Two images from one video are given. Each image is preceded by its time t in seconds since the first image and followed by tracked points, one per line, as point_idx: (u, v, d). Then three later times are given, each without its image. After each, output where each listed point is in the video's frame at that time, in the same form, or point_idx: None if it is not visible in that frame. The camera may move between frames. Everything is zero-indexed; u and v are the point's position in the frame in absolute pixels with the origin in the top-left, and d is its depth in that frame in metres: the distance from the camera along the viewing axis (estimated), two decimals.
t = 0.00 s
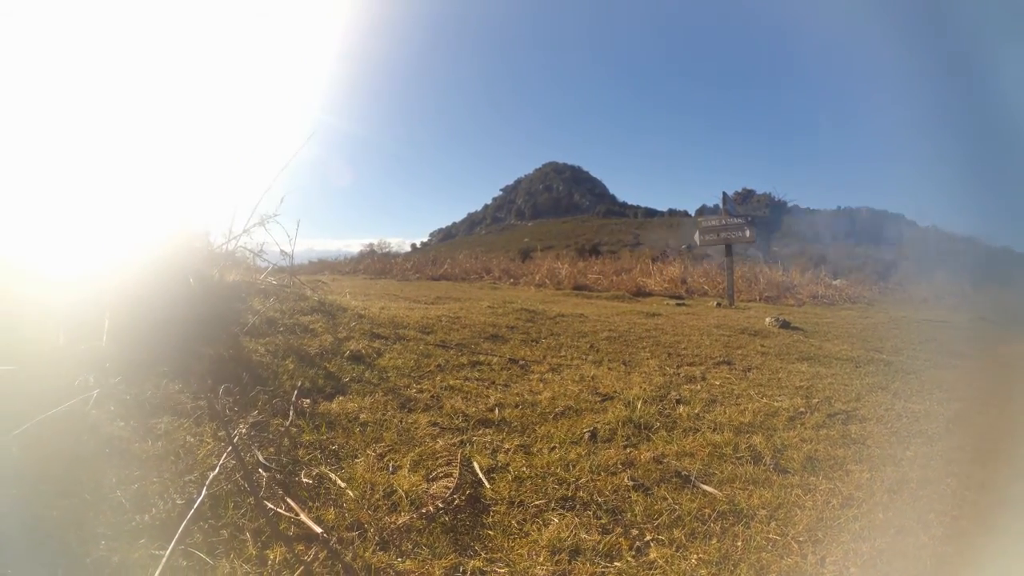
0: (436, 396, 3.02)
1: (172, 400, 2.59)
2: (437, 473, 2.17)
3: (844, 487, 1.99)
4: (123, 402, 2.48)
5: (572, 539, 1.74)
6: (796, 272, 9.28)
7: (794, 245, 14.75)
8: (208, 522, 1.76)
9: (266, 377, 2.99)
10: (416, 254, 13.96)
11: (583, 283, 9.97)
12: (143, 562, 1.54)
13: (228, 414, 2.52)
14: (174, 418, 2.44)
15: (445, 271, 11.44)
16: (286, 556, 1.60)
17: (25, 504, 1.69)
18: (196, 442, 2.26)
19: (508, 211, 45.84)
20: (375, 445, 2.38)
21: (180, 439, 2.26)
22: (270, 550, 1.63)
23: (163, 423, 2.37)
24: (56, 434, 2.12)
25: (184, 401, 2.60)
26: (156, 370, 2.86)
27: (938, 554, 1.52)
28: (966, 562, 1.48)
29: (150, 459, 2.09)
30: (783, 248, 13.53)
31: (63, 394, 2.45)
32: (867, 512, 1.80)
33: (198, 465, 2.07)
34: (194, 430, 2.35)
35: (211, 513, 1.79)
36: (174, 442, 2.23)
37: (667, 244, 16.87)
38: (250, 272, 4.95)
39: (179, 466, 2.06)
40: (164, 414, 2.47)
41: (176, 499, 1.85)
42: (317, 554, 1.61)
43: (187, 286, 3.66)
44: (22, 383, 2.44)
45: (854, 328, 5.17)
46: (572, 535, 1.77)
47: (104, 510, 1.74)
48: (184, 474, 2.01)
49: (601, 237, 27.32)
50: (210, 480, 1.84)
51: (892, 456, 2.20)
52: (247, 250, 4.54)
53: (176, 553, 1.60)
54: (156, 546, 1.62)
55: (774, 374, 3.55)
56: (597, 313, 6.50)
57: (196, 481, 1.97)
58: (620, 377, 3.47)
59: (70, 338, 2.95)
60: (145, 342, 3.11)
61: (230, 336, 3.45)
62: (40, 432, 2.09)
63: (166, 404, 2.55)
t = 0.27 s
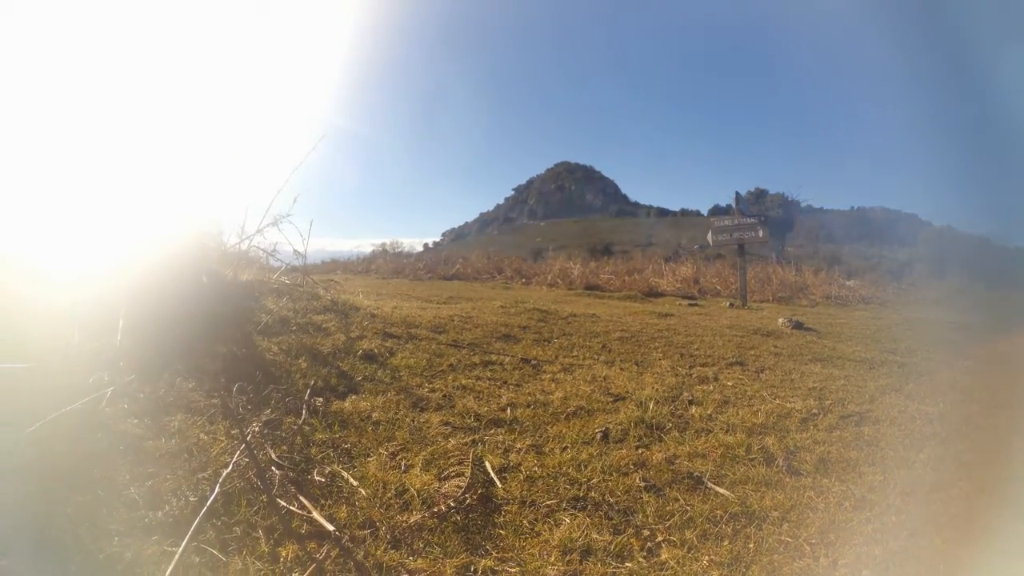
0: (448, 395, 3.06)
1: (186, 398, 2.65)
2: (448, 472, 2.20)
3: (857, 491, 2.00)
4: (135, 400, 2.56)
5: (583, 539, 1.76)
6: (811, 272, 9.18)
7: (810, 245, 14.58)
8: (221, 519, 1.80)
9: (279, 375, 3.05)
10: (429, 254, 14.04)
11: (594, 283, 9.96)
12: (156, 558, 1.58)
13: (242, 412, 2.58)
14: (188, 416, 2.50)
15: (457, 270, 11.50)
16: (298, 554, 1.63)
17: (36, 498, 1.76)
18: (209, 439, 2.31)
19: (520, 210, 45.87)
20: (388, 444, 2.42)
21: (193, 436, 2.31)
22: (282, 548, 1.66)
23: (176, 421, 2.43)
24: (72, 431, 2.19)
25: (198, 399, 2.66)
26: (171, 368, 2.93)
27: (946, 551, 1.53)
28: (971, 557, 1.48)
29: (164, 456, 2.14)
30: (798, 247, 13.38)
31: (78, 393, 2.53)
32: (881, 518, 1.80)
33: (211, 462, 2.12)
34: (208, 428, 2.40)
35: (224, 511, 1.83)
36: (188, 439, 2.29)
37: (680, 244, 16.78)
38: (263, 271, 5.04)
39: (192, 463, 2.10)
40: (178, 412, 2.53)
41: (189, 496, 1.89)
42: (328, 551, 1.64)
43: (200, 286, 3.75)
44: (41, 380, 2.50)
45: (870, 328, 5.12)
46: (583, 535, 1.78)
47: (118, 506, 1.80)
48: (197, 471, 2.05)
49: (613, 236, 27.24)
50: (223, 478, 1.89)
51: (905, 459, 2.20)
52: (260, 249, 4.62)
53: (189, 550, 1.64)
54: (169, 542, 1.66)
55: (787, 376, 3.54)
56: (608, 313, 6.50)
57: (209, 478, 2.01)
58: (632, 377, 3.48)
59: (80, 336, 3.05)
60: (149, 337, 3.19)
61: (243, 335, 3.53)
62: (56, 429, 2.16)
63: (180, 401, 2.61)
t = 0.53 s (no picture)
0: (460, 395, 3.10)
1: (199, 396, 2.71)
2: (460, 472, 2.24)
3: (870, 494, 2.00)
4: (148, 398, 2.62)
5: (594, 540, 1.78)
6: (825, 273, 9.10)
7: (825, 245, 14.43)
8: (233, 517, 1.84)
9: (291, 375, 3.10)
10: (440, 254, 14.13)
11: (605, 283, 9.96)
12: (169, 555, 1.61)
13: (255, 411, 2.63)
14: (201, 414, 2.56)
15: (468, 270, 11.56)
16: (310, 552, 1.67)
17: (54, 500, 1.79)
18: (222, 438, 2.36)
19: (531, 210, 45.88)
20: (401, 443, 2.47)
21: (206, 435, 2.36)
22: (295, 546, 1.70)
23: (189, 419, 2.49)
24: (84, 429, 2.24)
25: (211, 397, 2.72)
26: (183, 367, 2.99)
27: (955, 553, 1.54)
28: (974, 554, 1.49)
29: (176, 454, 2.19)
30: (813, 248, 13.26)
31: (93, 390, 2.60)
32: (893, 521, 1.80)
33: (223, 460, 2.16)
34: (220, 427, 2.45)
35: (237, 509, 1.87)
36: (201, 438, 2.34)
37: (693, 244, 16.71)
38: (276, 271, 5.13)
39: (205, 462, 2.15)
40: (191, 409, 2.59)
41: (201, 493, 1.93)
42: (340, 550, 1.68)
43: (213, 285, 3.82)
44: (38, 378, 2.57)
45: (885, 329, 5.07)
46: (594, 536, 1.81)
47: (132, 504, 1.83)
48: (209, 469, 2.09)
49: (625, 237, 27.16)
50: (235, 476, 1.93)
51: (918, 462, 2.19)
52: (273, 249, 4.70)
53: (201, 548, 1.67)
54: (182, 540, 1.69)
55: (800, 377, 3.52)
56: (619, 313, 6.50)
57: (222, 476, 2.05)
58: (643, 378, 3.49)
59: (93, 336, 3.13)
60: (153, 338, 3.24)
61: (256, 334, 3.59)
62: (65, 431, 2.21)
63: (193, 400, 2.67)
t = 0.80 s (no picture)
0: (472, 394, 3.14)
1: (213, 393, 2.79)
2: (472, 471, 2.28)
3: (881, 497, 2.00)
4: (163, 394, 2.70)
5: (605, 540, 1.81)
6: (840, 274, 8.99)
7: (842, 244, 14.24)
8: (246, 513, 1.89)
9: (304, 373, 3.17)
10: (453, 253, 14.21)
11: (618, 283, 9.95)
12: (181, 550, 1.65)
13: (269, 408, 2.70)
14: (215, 411, 2.63)
15: (481, 270, 11.62)
16: (323, 549, 1.72)
17: (70, 493, 1.86)
18: (236, 435, 2.42)
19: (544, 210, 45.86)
20: (413, 442, 2.52)
21: (220, 432, 2.43)
22: (308, 542, 1.75)
23: (202, 416, 2.56)
24: (102, 425, 2.32)
25: (225, 394, 2.79)
26: (196, 364, 3.07)
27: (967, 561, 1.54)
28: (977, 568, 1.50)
29: (190, 450, 2.25)
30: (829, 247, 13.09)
31: (109, 386, 2.68)
32: (907, 525, 1.80)
33: (237, 457, 2.23)
34: (234, 424, 2.52)
35: (250, 506, 1.93)
36: (214, 435, 2.41)
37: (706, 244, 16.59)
38: (290, 269, 5.22)
39: (219, 459, 2.21)
40: (204, 406, 2.66)
41: (215, 490, 1.99)
42: (352, 547, 1.73)
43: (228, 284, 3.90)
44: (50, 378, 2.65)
45: (902, 331, 5.01)
46: (606, 536, 1.84)
47: (146, 499, 1.89)
48: (223, 466, 2.16)
49: (638, 236, 27.02)
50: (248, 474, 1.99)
51: (931, 466, 2.18)
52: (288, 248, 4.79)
53: (214, 543, 1.72)
54: (194, 535, 1.74)
55: (813, 379, 3.51)
56: (632, 314, 6.50)
57: (235, 472, 2.11)
58: (656, 379, 3.50)
59: (111, 335, 3.23)
60: (163, 330, 3.34)
61: (269, 333, 3.67)
62: (80, 427, 2.28)
63: (207, 396, 2.75)
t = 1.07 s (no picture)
0: (484, 395, 3.17)
1: (227, 392, 2.85)
2: (484, 471, 2.31)
3: (895, 500, 1.98)
4: (177, 392, 2.76)
5: (618, 541, 1.83)
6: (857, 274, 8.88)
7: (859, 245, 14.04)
8: (259, 510, 1.94)
9: (317, 372, 3.23)
10: (466, 253, 14.27)
11: (631, 283, 9.93)
12: (195, 547, 1.70)
13: (283, 407, 2.76)
14: (229, 409, 2.69)
15: (493, 270, 11.66)
16: (336, 547, 1.76)
17: (86, 489, 1.91)
18: (250, 433, 2.48)
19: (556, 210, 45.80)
20: (425, 441, 2.56)
21: (233, 430, 2.49)
22: (321, 540, 1.79)
23: (217, 414, 2.62)
24: (120, 422, 2.39)
25: (240, 393, 2.85)
26: (211, 362, 3.14)
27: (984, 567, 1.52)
28: None
29: (205, 448, 2.31)
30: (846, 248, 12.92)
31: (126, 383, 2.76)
32: (918, 528, 1.79)
33: (251, 455, 2.28)
34: (248, 422, 2.58)
35: (263, 504, 1.98)
36: (229, 433, 2.46)
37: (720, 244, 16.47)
38: (303, 269, 5.30)
39: (233, 456, 2.27)
40: (218, 405, 2.73)
41: (229, 487, 2.04)
42: (365, 545, 1.76)
43: (242, 284, 3.98)
44: (68, 377, 2.73)
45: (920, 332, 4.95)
46: (618, 537, 1.85)
47: (160, 495, 1.94)
48: (237, 464, 2.21)
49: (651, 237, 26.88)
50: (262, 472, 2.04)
51: (946, 471, 2.16)
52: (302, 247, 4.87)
53: (227, 540, 1.77)
54: (208, 532, 1.79)
55: (827, 381, 3.48)
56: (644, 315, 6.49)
57: (249, 470, 2.16)
58: (669, 381, 3.50)
59: (129, 329, 3.31)
60: (177, 326, 3.41)
61: (284, 331, 3.74)
62: (95, 425, 2.34)
63: (221, 395, 2.81)
